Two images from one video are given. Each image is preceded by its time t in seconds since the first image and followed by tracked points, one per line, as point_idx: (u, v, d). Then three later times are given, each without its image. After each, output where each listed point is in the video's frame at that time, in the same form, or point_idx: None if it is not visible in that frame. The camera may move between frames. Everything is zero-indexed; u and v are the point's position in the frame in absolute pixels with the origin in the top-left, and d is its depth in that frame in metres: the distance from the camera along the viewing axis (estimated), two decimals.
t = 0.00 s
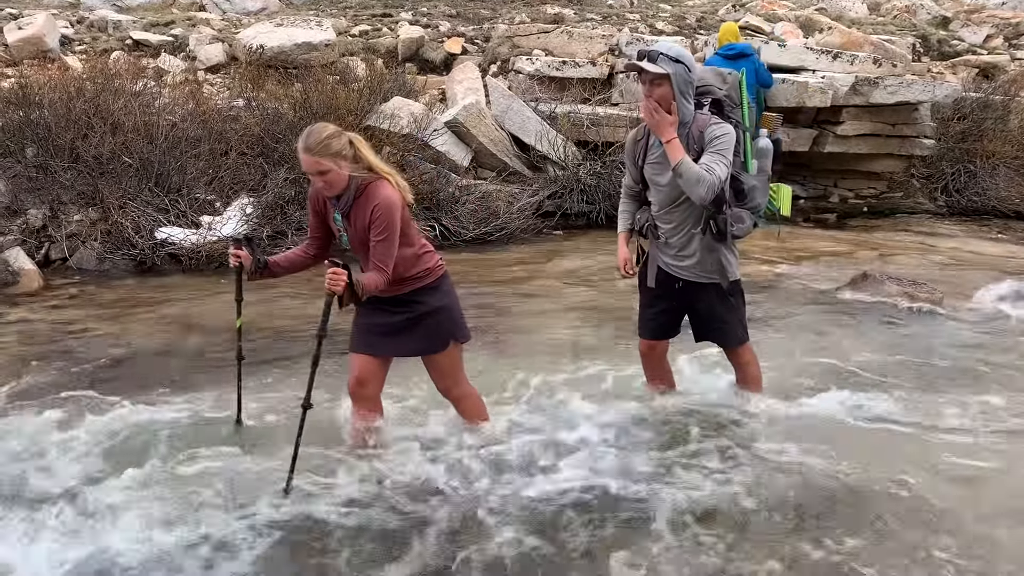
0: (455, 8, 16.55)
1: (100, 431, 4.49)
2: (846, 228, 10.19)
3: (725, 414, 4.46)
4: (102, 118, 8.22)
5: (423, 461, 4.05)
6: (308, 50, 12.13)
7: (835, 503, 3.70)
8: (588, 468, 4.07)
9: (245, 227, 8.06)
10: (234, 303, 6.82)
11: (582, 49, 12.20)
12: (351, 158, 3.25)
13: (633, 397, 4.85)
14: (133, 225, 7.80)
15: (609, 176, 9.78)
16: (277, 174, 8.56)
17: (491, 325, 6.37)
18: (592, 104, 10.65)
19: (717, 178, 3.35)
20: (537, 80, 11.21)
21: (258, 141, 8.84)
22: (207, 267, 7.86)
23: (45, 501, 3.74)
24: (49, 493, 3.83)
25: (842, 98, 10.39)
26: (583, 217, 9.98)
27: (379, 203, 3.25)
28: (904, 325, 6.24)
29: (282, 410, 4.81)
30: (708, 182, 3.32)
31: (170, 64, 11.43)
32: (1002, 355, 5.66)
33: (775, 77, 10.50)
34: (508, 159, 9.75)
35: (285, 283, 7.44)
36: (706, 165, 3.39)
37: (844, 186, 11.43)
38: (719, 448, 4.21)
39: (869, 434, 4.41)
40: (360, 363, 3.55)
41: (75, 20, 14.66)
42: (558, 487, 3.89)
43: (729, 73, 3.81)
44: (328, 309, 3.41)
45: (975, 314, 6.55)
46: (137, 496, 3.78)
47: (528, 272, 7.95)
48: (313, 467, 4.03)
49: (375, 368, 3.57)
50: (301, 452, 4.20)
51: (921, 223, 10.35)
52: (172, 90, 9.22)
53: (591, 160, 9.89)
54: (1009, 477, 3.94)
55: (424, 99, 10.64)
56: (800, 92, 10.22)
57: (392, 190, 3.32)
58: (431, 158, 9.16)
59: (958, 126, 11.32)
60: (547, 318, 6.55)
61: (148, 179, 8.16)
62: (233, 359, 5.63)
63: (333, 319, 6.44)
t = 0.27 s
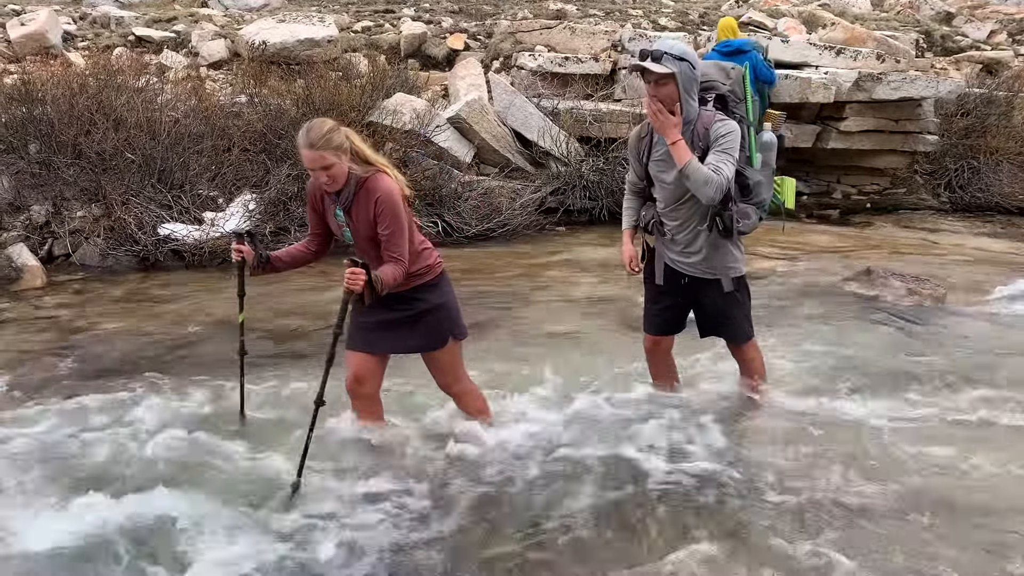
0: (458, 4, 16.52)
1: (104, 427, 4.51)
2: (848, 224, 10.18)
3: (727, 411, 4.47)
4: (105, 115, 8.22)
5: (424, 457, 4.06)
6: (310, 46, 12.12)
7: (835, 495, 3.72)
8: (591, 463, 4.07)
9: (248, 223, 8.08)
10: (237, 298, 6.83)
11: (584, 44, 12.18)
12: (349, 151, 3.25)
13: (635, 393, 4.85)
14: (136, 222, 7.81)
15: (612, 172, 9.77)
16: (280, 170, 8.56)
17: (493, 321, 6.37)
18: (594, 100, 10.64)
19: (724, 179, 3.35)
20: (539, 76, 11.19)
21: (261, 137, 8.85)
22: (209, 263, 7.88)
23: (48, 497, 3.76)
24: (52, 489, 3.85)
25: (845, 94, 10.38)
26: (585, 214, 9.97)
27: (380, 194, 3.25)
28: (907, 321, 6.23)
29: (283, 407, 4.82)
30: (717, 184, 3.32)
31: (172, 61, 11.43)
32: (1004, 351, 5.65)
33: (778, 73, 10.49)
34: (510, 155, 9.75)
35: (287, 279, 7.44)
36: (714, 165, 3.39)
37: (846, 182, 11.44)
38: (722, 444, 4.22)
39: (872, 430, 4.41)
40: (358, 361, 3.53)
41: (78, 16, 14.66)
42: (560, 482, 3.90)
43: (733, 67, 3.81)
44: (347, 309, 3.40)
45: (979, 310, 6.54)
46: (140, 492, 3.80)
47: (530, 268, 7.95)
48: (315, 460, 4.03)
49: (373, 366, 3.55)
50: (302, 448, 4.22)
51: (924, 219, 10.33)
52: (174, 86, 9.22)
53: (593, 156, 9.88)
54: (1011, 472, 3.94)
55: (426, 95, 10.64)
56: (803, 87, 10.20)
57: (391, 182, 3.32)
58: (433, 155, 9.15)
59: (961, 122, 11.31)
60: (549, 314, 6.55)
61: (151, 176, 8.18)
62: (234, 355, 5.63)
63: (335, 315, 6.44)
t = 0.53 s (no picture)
0: (460, 2, 16.50)
1: (106, 422, 4.50)
2: (851, 221, 10.15)
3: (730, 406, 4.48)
4: (107, 111, 8.21)
5: (428, 451, 4.07)
6: (312, 43, 12.12)
7: (838, 489, 3.72)
8: (593, 459, 4.06)
9: (250, 219, 8.09)
10: (240, 294, 6.84)
11: (587, 42, 12.18)
12: (349, 144, 3.25)
13: (638, 389, 4.86)
14: (138, 218, 7.81)
15: (614, 169, 9.80)
16: (282, 166, 8.56)
17: (496, 317, 6.38)
18: (596, 97, 10.62)
19: (733, 183, 3.33)
20: (541, 73, 11.19)
21: (263, 134, 8.85)
22: (212, 259, 7.90)
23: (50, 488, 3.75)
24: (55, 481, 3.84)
25: (848, 91, 10.37)
26: (587, 211, 9.99)
27: (381, 187, 3.25)
28: (910, 317, 6.23)
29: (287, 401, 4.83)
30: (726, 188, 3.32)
31: (174, 57, 11.43)
32: (1007, 347, 5.66)
33: (780, 70, 10.47)
34: (513, 152, 9.75)
35: (290, 275, 7.46)
36: (720, 168, 3.38)
37: (848, 180, 11.44)
38: (724, 440, 4.21)
39: (876, 426, 4.42)
40: (355, 359, 3.52)
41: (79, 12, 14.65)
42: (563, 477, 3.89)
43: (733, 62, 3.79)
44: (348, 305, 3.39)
45: (981, 307, 6.54)
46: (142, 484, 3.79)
47: (532, 264, 7.96)
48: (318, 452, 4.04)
49: (369, 364, 3.54)
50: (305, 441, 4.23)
51: (927, 217, 10.32)
52: (177, 82, 9.22)
53: (595, 154, 9.89)
54: (1014, 466, 3.94)
55: (428, 92, 10.63)
56: (805, 84, 10.17)
57: (390, 174, 3.33)
58: (435, 151, 9.15)
59: (964, 120, 11.28)
60: (551, 311, 6.55)
61: (153, 172, 8.17)
62: (237, 350, 5.64)
63: (338, 311, 6.45)
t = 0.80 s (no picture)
0: None
1: (110, 417, 4.51)
2: (853, 219, 10.16)
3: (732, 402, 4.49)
4: (108, 107, 8.22)
5: (429, 447, 4.08)
6: (314, 39, 12.12)
7: (838, 486, 3.73)
8: (597, 455, 4.07)
9: (252, 216, 8.09)
10: (242, 290, 6.85)
11: (589, 38, 12.17)
12: (339, 138, 3.24)
13: (639, 385, 4.87)
14: (140, 214, 7.82)
15: (615, 167, 9.76)
16: (284, 163, 8.56)
17: (497, 314, 6.39)
18: (598, 94, 10.62)
19: (718, 181, 3.29)
20: (543, 69, 11.18)
21: (265, 130, 8.85)
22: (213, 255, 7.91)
23: (54, 483, 3.77)
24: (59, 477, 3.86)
25: (850, 89, 10.36)
26: (589, 208, 9.98)
27: (371, 179, 3.25)
28: (911, 315, 6.23)
29: (288, 397, 4.84)
30: (712, 186, 3.28)
31: (176, 53, 11.43)
32: (1009, 344, 5.66)
33: (782, 68, 10.46)
34: (514, 149, 9.74)
35: (291, 271, 7.47)
36: (709, 165, 3.34)
37: (850, 177, 11.49)
38: (724, 437, 4.22)
39: (877, 421, 4.42)
40: (352, 355, 3.51)
41: (81, 8, 14.64)
42: (565, 474, 3.90)
43: (733, 56, 3.80)
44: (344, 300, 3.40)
45: (983, 304, 6.54)
46: (147, 480, 3.81)
47: (534, 261, 7.96)
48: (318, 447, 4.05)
49: (364, 361, 3.53)
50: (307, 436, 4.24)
51: (928, 215, 10.31)
52: (179, 79, 9.23)
53: (597, 151, 9.88)
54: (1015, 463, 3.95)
55: (430, 88, 10.63)
56: (807, 82, 10.18)
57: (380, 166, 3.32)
58: (436, 148, 9.15)
59: (966, 117, 11.26)
60: (552, 307, 6.56)
61: (155, 168, 8.18)
62: (238, 346, 5.65)
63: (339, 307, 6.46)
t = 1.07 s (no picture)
0: None
1: (114, 416, 4.51)
2: (858, 218, 10.13)
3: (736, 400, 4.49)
4: (113, 106, 8.23)
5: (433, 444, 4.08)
6: (318, 39, 12.14)
7: (843, 483, 3.73)
8: (600, 453, 4.07)
9: (256, 215, 8.09)
10: (246, 289, 6.86)
11: (593, 38, 12.17)
12: (332, 133, 3.26)
13: (643, 383, 4.87)
14: (144, 213, 7.83)
15: (619, 165, 9.77)
16: (288, 162, 8.57)
17: (501, 312, 6.40)
18: (602, 93, 10.61)
19: (693, 153, 3.26)
20: (547, 68, 11.19)
21: (269, 129, 8.86)
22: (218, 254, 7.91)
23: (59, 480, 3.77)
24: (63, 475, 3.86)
25: (854, 87, 10.35)
26: (592, 207, 9.94)
27: (363, 173, 3.26)
28: (915, 313, 6.23)
29: (293, 395, 4.84)
30: (688, 160, 3.25)
31: (180, 53, 11.45)
32: (1013, 342, 5.65)
33: (787, 66, 10.45)
34: (518, 147, 9.73)
35: (296, 269, 7.47)
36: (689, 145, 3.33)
37: (854, 176, 11.41)
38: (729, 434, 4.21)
39: (882, 419, 4.42)
40: (353, 353, 3.51)
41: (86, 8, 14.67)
42: (569, 472, 3.90)
43: (737, 53, 3.77)
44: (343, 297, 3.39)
45: (987, 303, 6.53)
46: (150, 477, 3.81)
47: (538, 260, 7.96)
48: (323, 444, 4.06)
49: (365, 358, 3.53)
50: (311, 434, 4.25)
51: (933, 213, 10.30)
52: (183, 78, 9.24)
53: (601, 150, 9.89)
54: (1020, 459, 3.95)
55: (434, 87, 10.63)
56: (812, 80, 10.17)
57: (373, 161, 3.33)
58: (440, 147, 9.16)
59: (971, 116, 11.25)
60: (556, 306, 6.56)
61: (159, 167, 8.19)
62: (243, 344, 5.66)
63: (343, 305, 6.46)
